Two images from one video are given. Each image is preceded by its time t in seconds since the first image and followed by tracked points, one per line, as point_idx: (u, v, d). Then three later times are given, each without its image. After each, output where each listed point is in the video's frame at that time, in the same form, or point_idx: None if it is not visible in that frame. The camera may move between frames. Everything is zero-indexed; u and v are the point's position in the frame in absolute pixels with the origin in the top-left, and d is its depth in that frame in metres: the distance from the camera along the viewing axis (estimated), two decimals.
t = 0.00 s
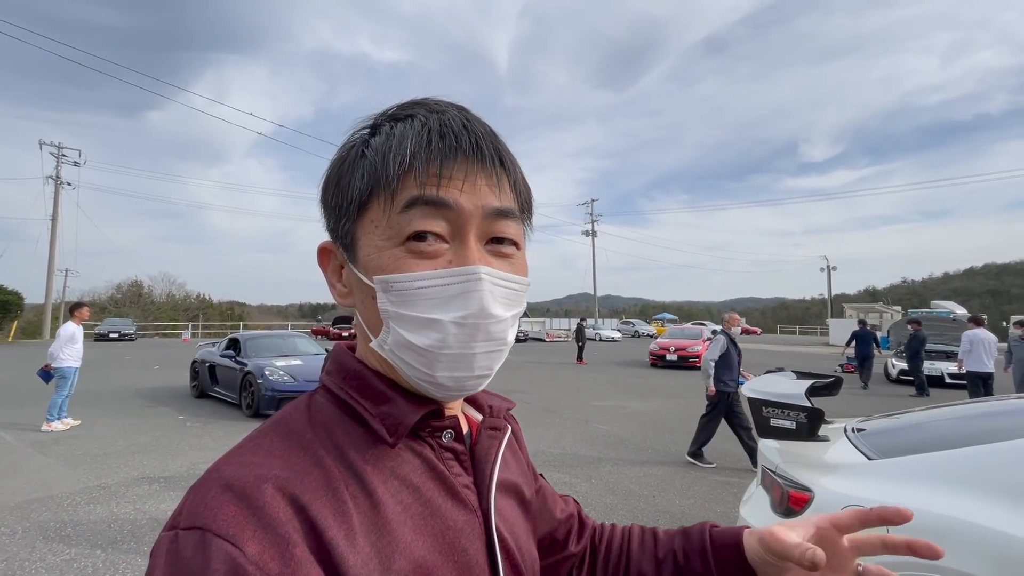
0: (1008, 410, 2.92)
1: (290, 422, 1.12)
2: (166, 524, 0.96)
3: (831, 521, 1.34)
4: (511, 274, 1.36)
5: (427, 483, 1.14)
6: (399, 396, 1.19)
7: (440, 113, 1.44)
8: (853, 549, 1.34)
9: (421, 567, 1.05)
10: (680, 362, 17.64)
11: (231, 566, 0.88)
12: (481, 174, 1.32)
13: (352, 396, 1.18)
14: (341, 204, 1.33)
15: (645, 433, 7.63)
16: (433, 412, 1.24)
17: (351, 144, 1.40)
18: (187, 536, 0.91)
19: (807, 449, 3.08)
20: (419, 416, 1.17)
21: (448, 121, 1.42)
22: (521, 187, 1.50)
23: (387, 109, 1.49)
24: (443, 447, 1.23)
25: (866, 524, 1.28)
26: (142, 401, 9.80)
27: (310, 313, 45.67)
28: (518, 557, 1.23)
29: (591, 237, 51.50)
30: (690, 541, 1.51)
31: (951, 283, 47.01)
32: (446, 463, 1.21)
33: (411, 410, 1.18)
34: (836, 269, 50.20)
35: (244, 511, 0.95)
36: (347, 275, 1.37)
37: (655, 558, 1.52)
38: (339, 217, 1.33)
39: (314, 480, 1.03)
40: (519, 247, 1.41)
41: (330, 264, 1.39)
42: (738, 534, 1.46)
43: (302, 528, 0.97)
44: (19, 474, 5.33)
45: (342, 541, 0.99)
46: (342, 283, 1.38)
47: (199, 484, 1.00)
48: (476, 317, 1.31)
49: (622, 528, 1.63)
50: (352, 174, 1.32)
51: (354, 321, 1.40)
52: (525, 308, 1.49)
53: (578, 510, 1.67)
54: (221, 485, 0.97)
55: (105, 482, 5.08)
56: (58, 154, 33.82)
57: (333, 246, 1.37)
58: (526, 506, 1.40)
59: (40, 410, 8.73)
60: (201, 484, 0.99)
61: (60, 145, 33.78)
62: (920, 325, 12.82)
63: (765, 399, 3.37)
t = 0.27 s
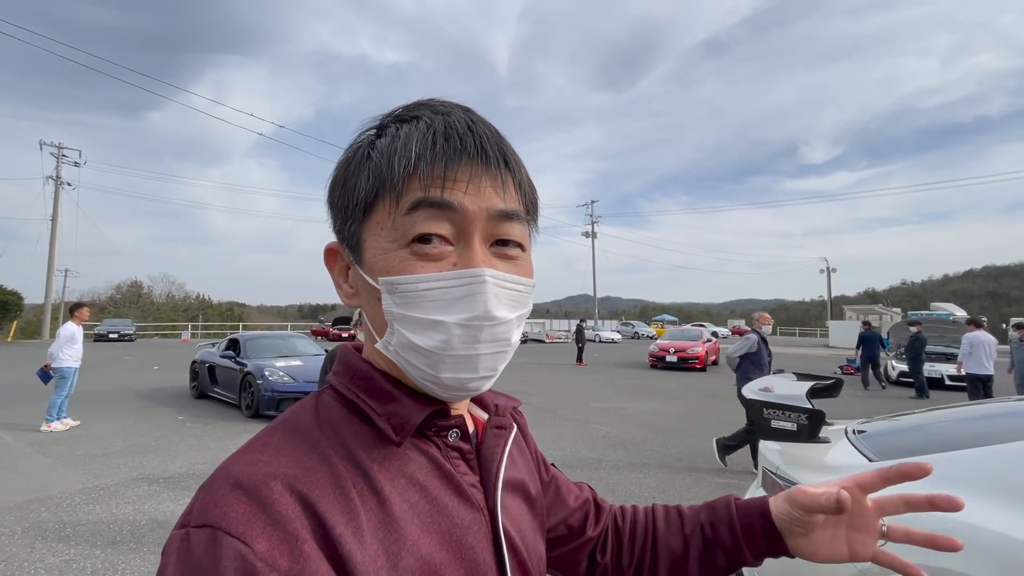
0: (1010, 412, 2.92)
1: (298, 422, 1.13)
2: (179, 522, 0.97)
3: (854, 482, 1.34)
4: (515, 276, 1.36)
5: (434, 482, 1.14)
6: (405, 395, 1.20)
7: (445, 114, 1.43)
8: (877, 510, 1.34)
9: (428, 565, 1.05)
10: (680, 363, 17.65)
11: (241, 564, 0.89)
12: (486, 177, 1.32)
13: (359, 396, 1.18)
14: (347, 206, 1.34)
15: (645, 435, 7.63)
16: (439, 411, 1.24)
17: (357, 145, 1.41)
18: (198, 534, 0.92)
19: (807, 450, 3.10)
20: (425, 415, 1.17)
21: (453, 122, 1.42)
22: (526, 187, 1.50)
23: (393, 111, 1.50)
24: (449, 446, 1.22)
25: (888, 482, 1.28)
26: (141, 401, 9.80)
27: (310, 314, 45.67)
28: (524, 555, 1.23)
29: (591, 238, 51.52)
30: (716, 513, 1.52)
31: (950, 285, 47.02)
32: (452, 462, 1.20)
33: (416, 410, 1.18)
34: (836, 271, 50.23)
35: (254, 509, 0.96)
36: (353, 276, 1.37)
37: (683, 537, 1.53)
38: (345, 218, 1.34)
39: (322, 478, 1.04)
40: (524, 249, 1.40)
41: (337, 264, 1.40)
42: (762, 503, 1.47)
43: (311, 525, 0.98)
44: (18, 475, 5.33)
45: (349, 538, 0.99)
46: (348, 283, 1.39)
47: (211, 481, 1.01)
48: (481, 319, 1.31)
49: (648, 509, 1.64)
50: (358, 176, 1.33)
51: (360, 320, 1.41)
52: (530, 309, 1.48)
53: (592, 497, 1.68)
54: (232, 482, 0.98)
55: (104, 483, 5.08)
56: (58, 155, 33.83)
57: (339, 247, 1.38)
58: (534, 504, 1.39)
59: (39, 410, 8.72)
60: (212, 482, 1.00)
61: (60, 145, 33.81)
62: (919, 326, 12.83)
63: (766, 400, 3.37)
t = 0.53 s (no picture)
0: (1011, 413, 2.91)
1: (310, 414, 1.13)
2: (192, 511, 0.97)
3: (863, 464, 1.35)
4: (526, 270, 1.35)
5: (443, 477, 1.14)
6: (414, 389, 1.20)
7: (456, 112, 1.44)
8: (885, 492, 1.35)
9: (436, 559, 1.04)
10: (680, 364, 17.66)
11: (254, 554, 0.89)
12: (497, 172, 1.32)
13: (370, 390, 1.18)
14: (359, 203, 1.34)
15: (645, 436, 7.63)
16: (448, 407, 1.23)
17: (368, 144, 1.42)
18: (210, 522, 0.93)
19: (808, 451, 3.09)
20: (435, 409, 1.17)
21: (464, 120, 1.43)
22: (536, 184, 1.50)
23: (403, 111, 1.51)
24: (457, 442, 1.22)
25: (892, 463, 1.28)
26: (141, 401, 9.79)
27: (309, 314, 45.66)
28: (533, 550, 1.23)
29: (590, 239, 51.55)
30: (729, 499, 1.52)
31: (950, 286, 47.07)
32: (460, 457, 1.21)
33: (426, 404, 1.18)
34: (835, 272, 50.28)
35: (266, 499, 0.96)
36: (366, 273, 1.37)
37: (698, 525, 1.53)
38: (357, 215, 1.35)
39: (333, 470, 1.04)
40: (535, 244, 1.40)
41: (349, 263, 1.40)
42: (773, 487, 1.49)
43: (321, 516, 0.98)
44: (17, 475, 5.32)
45: (359, 529, 0.99)
46: (360, 281, 1.39)
47: (224, 471, 1.02)
48: (494, 312, 1.30)
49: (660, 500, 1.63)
50: (369, 173, 1.34)
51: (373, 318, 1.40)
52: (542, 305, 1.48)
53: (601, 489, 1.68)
54: (244, 473, 0.99)
55: (103, 483, 5.07)
56: (60, 155, 33.93)
57: (351, 245, 1.38)
58: (541, 501, 1.39)
59: (39, 411, 8.71)
60: (224, 473, 1.00)
61: (60, 145, 33.83)
62: (920, 327, 12.84)
63: (767, 400, 3.37)
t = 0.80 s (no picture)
0: (1010, 414, 2.92)
1: (320, 414, 1.13)
2: (203, 512, 0.97)
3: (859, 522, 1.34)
4: (530, 256, 1.36)
5: (451, 479, 1.14)
6: (425, 390, 1.20)
7: (448, 109, 1.45)
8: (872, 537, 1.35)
9: (445, 562, 1.04)
10: (679, 366, 17.66)
11: (266, 556, 0.88)
12: (493, 161, 1.33)
13: (380, 390, 1.19)
14: (362, 206, 1.34)
15: (645, 437, 7.62)
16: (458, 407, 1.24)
17: (366, 150, 1.42)
18: (223, 523, 0.92)
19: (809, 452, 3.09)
20: (446, 410, 1.18)
21: (458, 116, 1.44)
22: (533, 175, 1.51)
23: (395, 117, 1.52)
24: (466, 444, 1.22)
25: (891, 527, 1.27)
26: (139, 402, 9.77)
27: (309, 315, 45.65)
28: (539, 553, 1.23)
29: (590, 240, 51.57)
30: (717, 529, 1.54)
31: (949, 287, 47.11)
32: (469, 459, 1.21)
33: (437, 405, 1.18)
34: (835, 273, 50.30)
35: (278, 500, 0.96)
36: (371, 274, 1.37)
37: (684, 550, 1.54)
38: (360, 217, 1.35)
39: (345, 471, 1.04)
40: (535, 231, 1.41)
41: (354, 268, 1.39)
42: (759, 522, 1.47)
43: (334, 518, 0.98)
44: (16, 476, 5.31)
45: (370, 533, 0.99)
46: (366, 284, 1.38)
47: (235, 473, 1.01)
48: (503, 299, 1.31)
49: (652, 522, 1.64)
50: (370, 175, 1.34)
51: (381, 319, 1.40)
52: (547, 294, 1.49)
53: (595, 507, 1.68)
54: (257, 473, 0.98)
55: (103, 484, 5.06)
56: (59, 156, 33.99)
57: (355, 249, 1.38)
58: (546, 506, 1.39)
59: (37, 412, 8.69)
60: (237, 473, 1.00)
61: (60, 146, 33.86)
62: (919, 329, 12.86)
63: (766, 402, 3.36)
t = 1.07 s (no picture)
0: (1008, 415, 2.92)
1: (331, 418, 1.13)
2: (214, 518, 0.97)
3: None
4: (525, 246, 1.36)
5: (459, 486, 1.14)
6: (434, 394, 1.20)
7: (433, 113, 1.45)
8: None
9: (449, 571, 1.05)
10: (678, 367, 17.67)
11: (275, 566, 0.88)
12: (482, 158, 1.33)
13: (390, 395, 1.18)
14: (358, 214, 1.34)
15: (644, 438, 7.62)
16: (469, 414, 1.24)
17: (357, 161, 1.43)
18: (234, 531, 0.92)
19: (806, 453, 3.09)
20: (457, 417, 1.18)
21: (443, 118, 1.44)
22: (522, 169, 1.51)
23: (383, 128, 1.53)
24: (476, 450, 1.22)
25: None
26: (139, 404, 9.77)
27: (309, 316, 45.69)
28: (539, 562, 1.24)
29: (589, 242, 51.60)
30: None
31: (949, 289, 47.16)
32: (478, 466, 1.21)
33: (449, 411, 1.18)
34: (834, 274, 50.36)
35: (290, 509, 0.96)
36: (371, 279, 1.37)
37: None
38: (357, 225, 1.35)
39: (355, 478, 1.03)
40: (529, 223, 1.41)
41: (355, 276, 1.40)
42: None
43: (343, 528, 0.98)
44: (15, 477, 5.31)
45: (379, 543, 0.99)
46: (368, 290, 1.39)
47: (246, 478, 1.01)
48: (500, 288, 1.32)
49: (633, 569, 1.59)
50: (363, 182, 1.34)
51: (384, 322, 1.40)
52: (545, 282, 1.48)
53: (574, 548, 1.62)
54: (268, 481, 0.98)
55: (102, 485, 5.06)
56: (59, 157, 34.07)
57: (354, 256, 1.38)
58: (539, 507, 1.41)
59: (37, 413, 8.68)
60: (249, 479, 1.00)
61: (60, 148, 33.92)
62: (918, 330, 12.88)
63: (764, 403, 3.37)
